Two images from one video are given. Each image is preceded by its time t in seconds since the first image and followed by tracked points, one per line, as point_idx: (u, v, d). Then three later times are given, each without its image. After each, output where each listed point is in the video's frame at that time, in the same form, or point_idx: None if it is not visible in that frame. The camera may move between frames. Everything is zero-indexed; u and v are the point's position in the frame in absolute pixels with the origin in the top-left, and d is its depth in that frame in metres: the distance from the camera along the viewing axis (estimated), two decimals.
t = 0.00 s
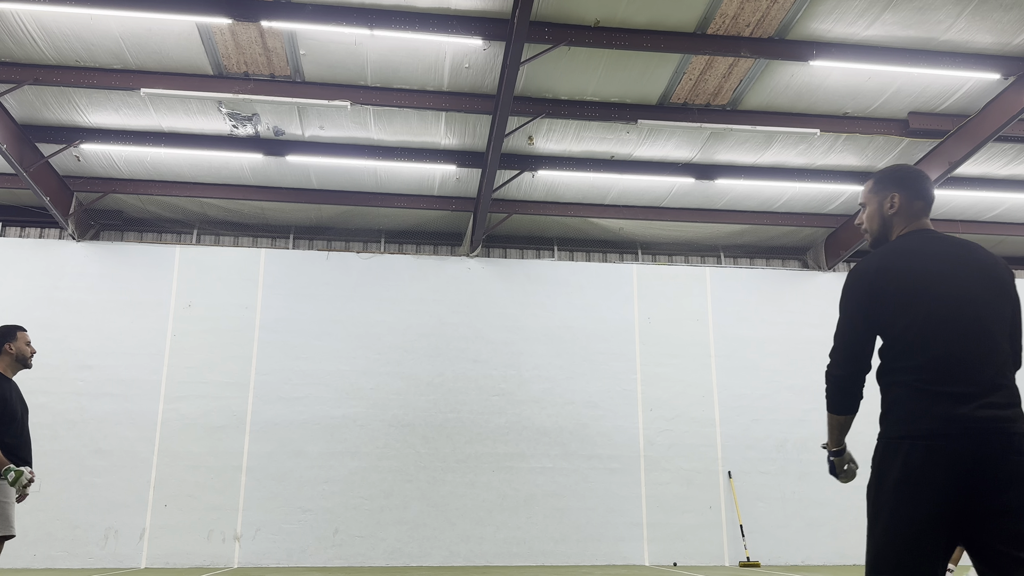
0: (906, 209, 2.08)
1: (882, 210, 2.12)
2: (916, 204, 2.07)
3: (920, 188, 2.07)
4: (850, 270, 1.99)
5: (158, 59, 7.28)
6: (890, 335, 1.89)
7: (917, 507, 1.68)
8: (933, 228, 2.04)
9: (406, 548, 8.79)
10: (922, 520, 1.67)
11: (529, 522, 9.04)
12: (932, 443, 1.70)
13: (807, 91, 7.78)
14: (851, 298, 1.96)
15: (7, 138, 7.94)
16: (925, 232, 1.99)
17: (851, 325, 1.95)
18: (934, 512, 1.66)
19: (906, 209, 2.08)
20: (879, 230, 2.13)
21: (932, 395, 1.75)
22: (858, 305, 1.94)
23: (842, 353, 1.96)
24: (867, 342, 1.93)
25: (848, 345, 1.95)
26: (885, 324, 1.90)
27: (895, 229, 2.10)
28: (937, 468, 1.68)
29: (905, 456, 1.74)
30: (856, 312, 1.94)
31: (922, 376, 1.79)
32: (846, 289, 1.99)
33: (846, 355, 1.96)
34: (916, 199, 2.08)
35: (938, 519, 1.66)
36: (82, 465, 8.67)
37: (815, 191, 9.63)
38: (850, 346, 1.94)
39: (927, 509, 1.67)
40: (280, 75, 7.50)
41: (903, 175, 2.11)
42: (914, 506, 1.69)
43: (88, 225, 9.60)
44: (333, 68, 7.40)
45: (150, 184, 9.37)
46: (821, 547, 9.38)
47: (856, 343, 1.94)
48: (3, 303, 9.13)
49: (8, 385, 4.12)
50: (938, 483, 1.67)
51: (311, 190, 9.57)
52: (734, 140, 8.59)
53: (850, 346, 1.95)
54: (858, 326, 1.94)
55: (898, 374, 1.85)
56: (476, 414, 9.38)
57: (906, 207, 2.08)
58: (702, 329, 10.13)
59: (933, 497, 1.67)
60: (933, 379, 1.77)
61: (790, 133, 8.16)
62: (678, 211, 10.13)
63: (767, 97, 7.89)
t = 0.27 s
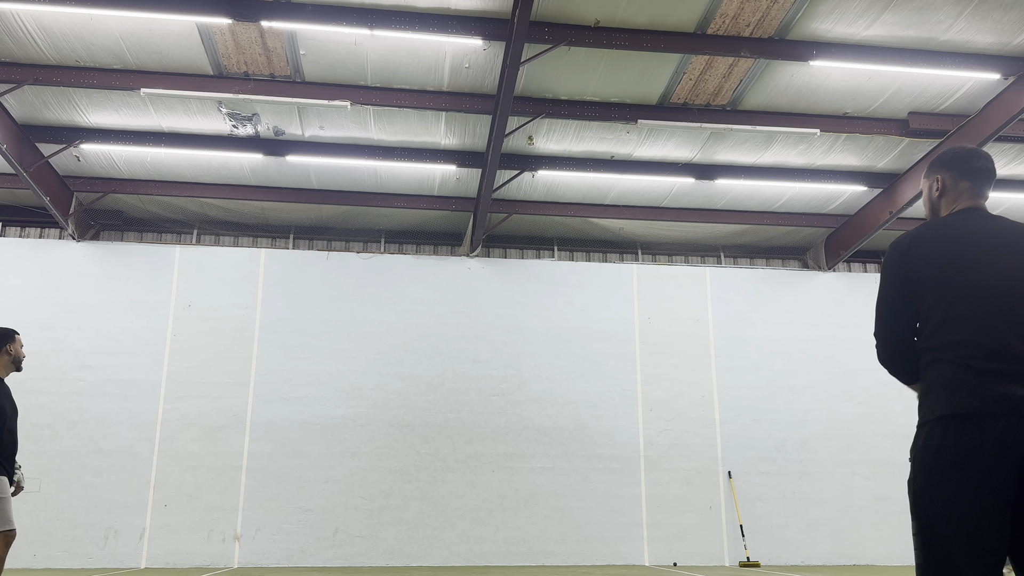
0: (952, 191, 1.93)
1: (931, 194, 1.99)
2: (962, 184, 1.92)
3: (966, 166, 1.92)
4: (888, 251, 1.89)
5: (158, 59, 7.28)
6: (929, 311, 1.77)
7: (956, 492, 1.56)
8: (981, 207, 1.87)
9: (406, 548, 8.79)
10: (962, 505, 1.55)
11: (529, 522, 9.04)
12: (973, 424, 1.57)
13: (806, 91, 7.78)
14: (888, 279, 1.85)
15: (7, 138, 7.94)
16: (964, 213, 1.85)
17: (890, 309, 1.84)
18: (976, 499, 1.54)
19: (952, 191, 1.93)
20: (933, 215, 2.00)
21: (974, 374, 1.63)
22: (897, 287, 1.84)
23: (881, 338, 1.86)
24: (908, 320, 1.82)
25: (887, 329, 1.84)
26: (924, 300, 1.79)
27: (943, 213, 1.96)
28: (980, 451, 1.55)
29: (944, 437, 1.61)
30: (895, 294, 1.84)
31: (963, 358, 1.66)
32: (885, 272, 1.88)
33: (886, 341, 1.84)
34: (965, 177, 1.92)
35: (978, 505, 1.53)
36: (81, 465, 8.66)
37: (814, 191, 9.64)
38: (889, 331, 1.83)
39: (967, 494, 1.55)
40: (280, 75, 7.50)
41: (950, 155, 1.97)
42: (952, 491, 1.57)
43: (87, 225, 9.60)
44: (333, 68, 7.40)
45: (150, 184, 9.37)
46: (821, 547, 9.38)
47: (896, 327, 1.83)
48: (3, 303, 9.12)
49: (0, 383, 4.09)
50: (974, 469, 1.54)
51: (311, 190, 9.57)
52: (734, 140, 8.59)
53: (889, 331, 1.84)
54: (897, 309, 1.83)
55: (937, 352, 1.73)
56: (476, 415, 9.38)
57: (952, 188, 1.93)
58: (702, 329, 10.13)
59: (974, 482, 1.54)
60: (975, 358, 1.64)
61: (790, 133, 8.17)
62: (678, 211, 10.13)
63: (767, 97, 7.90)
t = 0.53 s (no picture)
0: (964, 177, 1.93)
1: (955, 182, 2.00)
2: (968, 170, 1.91)
3: (974, 150, 1.90)
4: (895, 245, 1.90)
5: (158, 59, 7.28)
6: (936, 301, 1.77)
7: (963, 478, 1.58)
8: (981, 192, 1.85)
9: (406, 548, 8.79)
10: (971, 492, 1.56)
11: (529, 522, 9.04)
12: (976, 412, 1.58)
13: (806, 91, 7.78)
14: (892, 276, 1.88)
15: (7, 138, 7.94)
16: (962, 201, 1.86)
17: (894, 305, 1.87)
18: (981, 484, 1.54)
19: (964, 177, 1.93)
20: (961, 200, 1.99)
21: (978, 362, 1.63)
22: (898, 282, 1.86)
23: (891, 336, 1.89)
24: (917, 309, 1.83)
25: (893, 326, 1.87)
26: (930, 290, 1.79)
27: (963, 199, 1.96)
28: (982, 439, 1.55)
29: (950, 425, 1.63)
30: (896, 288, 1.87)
31: (963, 351, 1.67)
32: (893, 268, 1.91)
33: (895, 337, 1.88)
34: (972, 162, 1.90)
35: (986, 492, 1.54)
36: (81, 465, 8.67)
37: (814, 191, 9.63)
38: (894, 328, 1.86)
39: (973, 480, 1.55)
40: (280, 75, 7.50)
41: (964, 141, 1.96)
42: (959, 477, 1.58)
43: (88, 225, 9.61)
44: (333, 68, 7.40)
45: (150, 184, 9.37)
46: (821, 547, 9.38)
47: (901, 323, 1.86)
48: (3, 303, 9.13)
49: (5, 386, 4.09)
50: (978, 456, 1.55)
51: (311, 190, 9.57)
52: (734, 140, 8.59)
53: (893, 328, 1.87)
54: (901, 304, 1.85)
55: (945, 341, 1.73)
56: (476, 415, 9.38)
57: (963, 175, 1.93)
58: (702, 329, 10.13)
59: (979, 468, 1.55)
60: (979, 345, 1.64)
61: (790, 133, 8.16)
62: (678, 211, 10.13)
63: (767, 97, 7.89)
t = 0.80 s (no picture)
0: (957, 163, 1.85)
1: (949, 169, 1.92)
2: (960, 155, 1.83)
3: (964, 134, 1.82)
4: (888, 236, 1.79)
5: (157, 59, 7.27)
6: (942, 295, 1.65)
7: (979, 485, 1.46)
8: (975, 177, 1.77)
9: (406, 548, 8.79)
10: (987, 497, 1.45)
11: (529, 522, 9.04)
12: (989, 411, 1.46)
13: (807, 91, 7.78)
14: (885, 269, 1.77)
15: (7, 137, 7.94)
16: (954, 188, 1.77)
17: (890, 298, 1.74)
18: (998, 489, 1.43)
19: (956, 163, 1.85)
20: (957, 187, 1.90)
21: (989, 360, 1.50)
22: (887, 274, 1.75)
23: (882, 330, 1.79)
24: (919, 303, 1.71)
25: (883, 320, 1.78)
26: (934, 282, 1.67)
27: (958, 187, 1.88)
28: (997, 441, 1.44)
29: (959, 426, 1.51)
30: (888, 280, 1.75)
31: (963, 347, 1.56)
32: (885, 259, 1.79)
33: (889, 332, 1.78)
34: (962, 147, 1.82)
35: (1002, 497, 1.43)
36: (82, 465, 8.66)
37: (814, 191, 9.63)
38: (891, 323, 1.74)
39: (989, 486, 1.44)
40: (280, 75, 7.50)
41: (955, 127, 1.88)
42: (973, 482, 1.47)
43: (87, 225, 9.61)
44: (333, 68, 7.40)
45: (150, 184, 9.37)
46: (821, 547, 9.38)
47: (893, 318, 1.76)
48: (3, 302, 9.13)
49: (28, 388, 4.15)
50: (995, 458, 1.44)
51: (311, 190, 9.57)
52: (734, 140, 8.59)
53: (885, 323, 1.77)
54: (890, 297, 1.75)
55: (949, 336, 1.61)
56: (476, 414, 9.38)
57: (955, 161, 1.85)
58: (702, 329, 10.13)
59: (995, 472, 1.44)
60: (989, 341, 1.52)
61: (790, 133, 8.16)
62: (678, 211, 10.13)
63: (767, 97, 7.89)
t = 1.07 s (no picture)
0: (934, 153, 1.77)
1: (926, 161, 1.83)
2: (939, 144, 1.75)
3: (940, 123, 1.75)
4: (892, 224, 1.62)
5: (157, 59, 7.28)
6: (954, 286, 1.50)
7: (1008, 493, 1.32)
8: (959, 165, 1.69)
9: (406, 548, 8.79)
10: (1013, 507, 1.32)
11: (529, 522, 9.04)
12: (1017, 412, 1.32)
13: (807, 91, 7.78)
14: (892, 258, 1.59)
15: (7, 138, 7.94)
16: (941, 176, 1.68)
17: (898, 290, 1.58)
18: None
19: (934, 153, 1.77)
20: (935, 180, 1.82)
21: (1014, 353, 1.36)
22: (895, 262, 1.58)
23: (888, 322, 1.62)
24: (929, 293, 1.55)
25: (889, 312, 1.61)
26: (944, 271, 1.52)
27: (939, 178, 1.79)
28: None
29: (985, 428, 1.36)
30: (893, 278, 1.59)
31: (983, 341, 1.42)
32: (889, 251, 1.62)
33: (898, 328, 1.61)
34: (939, 136, 1.75)
35: None
36: (81, 465, 8.66)
37: (814, 191, 9.64)
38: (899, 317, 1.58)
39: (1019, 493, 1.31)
40: (280, 75, 7.50)
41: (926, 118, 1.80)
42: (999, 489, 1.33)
43: (87, 225, 9.61)
44: (333, 68, 7.41)
45: (150, 184, 9.37)
46: (821, 547, 9.37)
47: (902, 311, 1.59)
48: (3, 302, 9.13)
49: (45, 390, 4.27)
50: None
51: (311, 190, 9.57)
52: (734, 140, 8.59)
53: (894, 318, 1.60)
54: (900, 292, 1.57)
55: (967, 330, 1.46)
56: (476, 414, 9.37)
57: (933, 151, 1.77)
58: (702, 329, 10.13)
59: None
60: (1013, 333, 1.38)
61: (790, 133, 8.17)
62: (678, 211, 10.13)
63: (767, 97, 7.89)
